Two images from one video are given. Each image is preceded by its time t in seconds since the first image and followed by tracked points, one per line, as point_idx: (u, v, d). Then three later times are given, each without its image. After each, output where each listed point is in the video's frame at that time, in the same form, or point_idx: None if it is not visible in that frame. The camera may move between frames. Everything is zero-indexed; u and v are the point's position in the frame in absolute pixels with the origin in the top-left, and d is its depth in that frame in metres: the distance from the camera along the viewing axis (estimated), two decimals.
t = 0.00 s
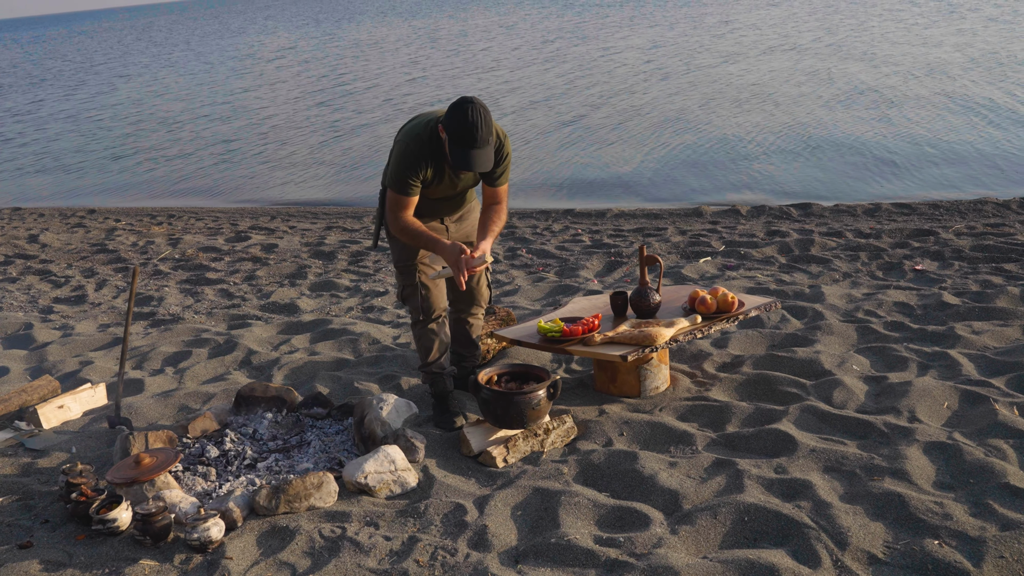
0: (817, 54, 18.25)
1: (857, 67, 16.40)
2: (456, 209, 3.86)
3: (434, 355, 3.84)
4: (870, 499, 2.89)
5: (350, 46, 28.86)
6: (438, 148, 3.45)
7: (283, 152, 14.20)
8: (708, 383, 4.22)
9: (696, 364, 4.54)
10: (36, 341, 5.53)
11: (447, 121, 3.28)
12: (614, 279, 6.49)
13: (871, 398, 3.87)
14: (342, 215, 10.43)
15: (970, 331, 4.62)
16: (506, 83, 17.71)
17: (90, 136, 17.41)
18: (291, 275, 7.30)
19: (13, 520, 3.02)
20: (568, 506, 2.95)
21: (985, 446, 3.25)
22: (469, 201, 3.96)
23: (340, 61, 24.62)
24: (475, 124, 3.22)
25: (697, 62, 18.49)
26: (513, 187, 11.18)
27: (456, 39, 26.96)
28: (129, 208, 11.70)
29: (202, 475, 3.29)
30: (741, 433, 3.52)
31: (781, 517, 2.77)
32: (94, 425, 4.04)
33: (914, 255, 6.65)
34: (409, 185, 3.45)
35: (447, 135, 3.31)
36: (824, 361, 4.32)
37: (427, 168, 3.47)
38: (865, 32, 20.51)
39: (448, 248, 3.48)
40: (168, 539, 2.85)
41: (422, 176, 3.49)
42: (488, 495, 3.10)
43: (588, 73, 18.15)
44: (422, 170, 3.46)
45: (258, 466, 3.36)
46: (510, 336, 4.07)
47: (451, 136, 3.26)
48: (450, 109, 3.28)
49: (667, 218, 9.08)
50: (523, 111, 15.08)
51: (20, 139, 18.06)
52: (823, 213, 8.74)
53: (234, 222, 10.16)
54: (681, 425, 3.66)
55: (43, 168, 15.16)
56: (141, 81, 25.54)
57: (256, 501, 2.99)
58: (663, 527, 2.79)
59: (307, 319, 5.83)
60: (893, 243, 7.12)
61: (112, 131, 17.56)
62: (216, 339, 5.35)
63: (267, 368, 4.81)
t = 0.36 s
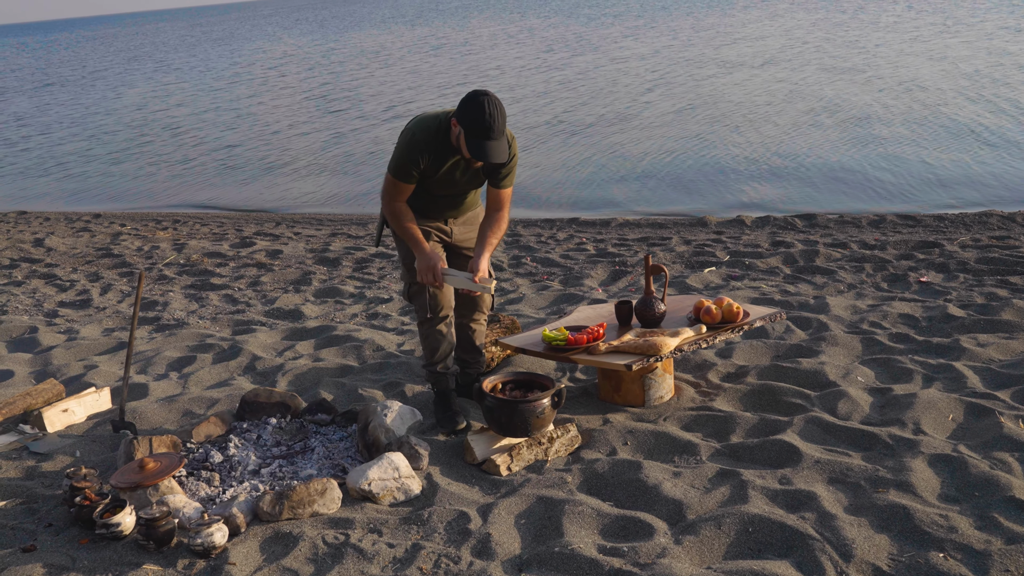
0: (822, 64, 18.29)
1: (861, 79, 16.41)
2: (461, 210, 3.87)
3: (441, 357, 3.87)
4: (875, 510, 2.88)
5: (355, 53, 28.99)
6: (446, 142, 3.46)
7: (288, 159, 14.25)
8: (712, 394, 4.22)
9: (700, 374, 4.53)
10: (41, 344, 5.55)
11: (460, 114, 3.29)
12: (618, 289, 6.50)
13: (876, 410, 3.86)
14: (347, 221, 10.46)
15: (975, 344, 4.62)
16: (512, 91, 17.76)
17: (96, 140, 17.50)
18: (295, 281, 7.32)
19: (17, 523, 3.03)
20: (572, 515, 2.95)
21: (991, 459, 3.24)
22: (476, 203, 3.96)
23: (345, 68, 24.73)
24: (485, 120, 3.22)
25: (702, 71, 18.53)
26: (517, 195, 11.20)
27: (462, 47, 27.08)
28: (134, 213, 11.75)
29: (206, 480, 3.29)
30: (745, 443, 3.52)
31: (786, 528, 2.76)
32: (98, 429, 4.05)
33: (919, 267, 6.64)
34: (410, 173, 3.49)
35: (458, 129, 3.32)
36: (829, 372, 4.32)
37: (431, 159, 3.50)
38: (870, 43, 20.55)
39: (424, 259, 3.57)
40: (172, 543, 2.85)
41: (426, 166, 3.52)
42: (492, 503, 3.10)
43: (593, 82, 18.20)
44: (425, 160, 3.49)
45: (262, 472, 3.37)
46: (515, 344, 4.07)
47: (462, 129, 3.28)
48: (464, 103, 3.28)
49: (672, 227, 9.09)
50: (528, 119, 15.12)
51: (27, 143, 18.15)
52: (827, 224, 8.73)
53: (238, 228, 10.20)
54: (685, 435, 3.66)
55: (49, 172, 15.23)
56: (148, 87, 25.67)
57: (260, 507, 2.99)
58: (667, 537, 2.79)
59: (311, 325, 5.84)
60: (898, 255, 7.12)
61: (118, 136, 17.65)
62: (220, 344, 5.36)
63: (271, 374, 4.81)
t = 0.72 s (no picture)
0: (827, 69, 18.27)
1: (865, 84, 16.40)
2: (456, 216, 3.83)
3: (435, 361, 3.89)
4: (878, 516, 2.88)
5: (360, 55, 29.05)
6: (450, 151, 3.42)
7: (293, 159, 14.27)
8: (716, 398, 4.21)
9: (704, 378, 4.53)
10: (45, 342, 5.56)
11: (468, 125, 3.26)
12: (622, 292, 6.50)
13: (880, 415, 3.86)
14: (351, 223, 10.47)
15: (980, 350, 4.61)
16: (517, 94, 17.77)
17: (101, 139, 17.54)
18: (299, 282, 7.34)
19: (20, 520, 3.04)
20: (575, 518, 2.95)
21: (994, 466, 3.24)
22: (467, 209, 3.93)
23: (350, 69, 24.78)
24: (497, 129, 3.21)
25: (707, 75, 18.54)
26: (521, 198, 11.20)
27: (467, 49, 27.12)
28: (139, 212, 11.78)
29: (209, 479, 3.30)
30: (748, 447, 3.52)
31: (789, 532, 2.76)
32: (101, 428, 4.06)
33: (923, 273, 6.63)
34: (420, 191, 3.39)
35: (466, 140, 3.30)
36: (833, 377, 4.31)
37: (439, 173, 3.43)
38: (876, 49, 20.55)
39: (414, 309, 3.56)
40: (175, 543, 2.86)
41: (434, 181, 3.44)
42: (495, 505, 3.10)
43: (598, 85, 18.20)
44: (433, 176, 3.41)
45: (265, 472, 3.37)
46: (518, 347, 4.07)
47: (473, 140, 3.25)
48: (472, 113, 3.26)
49: (676, 231, 9.09)
50: (533, 122, 15.13)
51: (33, 142, 18.21)
52: (831, 229, 8.73)
53: (243, 228, 10.22)
54: (688, 439, 3.66)
55: (55, 171, 15.27)
56: (154, 86, 25.74)
57: (263, 507, 2.99)
58: (670, 541, 2.78)
59: (315, 326, 5.85)
60: (903, 260, 7.11)
61: (124, 135, 17.69)
62: (224, 344, 5.37)
63: (275, 374, 4.82)
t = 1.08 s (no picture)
0: (833, 67, 18.20)
1: (870, 82, 16.34)
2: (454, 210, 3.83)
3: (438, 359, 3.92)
4: (883, 515, 2.87)
5: (365, 52, 29.05)
6: (451, 139, 3.43)
7: (297, 156, 14.28)
8: (721, 396, 4.21)
9: (708, 376, 4.52)
10: (51, 338, 5.58)
11: (469, 110, 3.29)
12: (627, 290, 6.49)
13: (885, 414, 3.85)
14: (356, 219, 10.48)
15: (986, 350, 4.59)
16: (522, 91, 17.76)
17: (106, 135, 17.58)
18: (304, 278, 7.35)
19: (25, 515, 3.05)
20: (579, 516, 2.95)
21: (1000, 465, 3.22)
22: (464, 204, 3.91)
23: (355, 66, 24.78)
24: (497, 112, 3.23)
25: (712, 73, 18.49)
26: (525, 195, 11.19)
27: (472, 46, 27.08)
28: (144, 208, 11.80)
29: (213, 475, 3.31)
30: (753, 446, 3.51)
31: (794, 531, 2.76)
32: (106, 423, 4.07)
33: (929, 272, 6.61)
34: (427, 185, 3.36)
35: (468, 126, 3.31)
36: (838, 376, 4.30)
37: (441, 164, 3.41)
38: (882, 47, 20.46)
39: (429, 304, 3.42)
40: (179, 538, 2.87)
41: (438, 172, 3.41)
42: (499, 502, 3.10)
43: (602, 82, 18.17)
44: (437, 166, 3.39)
45: (269, 468, 3.38)
46: (523, 344, 4.07)
47: (475, 125, 3.27)
48: (472, 99, 3.29)
49: (681, 229, 9.07)
50: (538, 119, 15.11)
51: (38, 138, 18.26)
52: (837, 228, 8.71)
53: (248, 225, 10.24)
54: (693, 437, 3.65)
55: (60, 167, 15.30)
56: (159, 82, 25.78)
57: (267, 502, 3.00)
58: (673, 539, 2.78)
59: (319, 322, 5.86)
60: (908, 259, 7.09)
61: (128, 131, 17.72)
62: (228, 340, 5.38)
63: (279, 371, 4.82)
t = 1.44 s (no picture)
0: (837, 62, 18.14)
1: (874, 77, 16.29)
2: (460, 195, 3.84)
3: (444, 359, 3.91)
4: (885, 511, 2.87)
5: (368, 45, 28.99)
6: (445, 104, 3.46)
7: (299, 149, 14.26)
8: (722, 391, 4.21)
9: (710, 371, 4.52)
10: (54, 331, 5.59)
11: (463, 67, 3.36)
12: (629, 285, 6.48)
13: (887, 410, 3.84)
14: (359, 213, 10.48)
15: (989, 346, 4.58)
16: (525, 85, 17.71)
17: (109, 128, 17.57)
18: (306, 272, 7.35)
19: (28, 507, 3.06)
20: (580, 511, 2.95)
21: (1002, 462, 3.22)
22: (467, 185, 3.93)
23: (356, 59, 24.73)
24: (485, 60, 3.33)
25: (716, 67, 18.43)
26: (527, 190, 11.17)
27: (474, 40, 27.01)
28: (146, 202, 11.80)
29: (216, 468, 3.31)
30: (754, 441, 3.51)
31: (795, 527, 2.76)
32: (107, 416, 4.08)
33: (932, 268, 6.59)
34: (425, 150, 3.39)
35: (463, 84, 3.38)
36: (840, 372, 4.30)
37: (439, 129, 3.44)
38: (887, 42, 20.38)
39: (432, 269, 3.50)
40: (181, 531, 2.87)
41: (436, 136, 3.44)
42: (501, 497, 3.10)
43: (605, 77, 18.13)
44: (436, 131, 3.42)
45: (271, 462, 3.38)
46: (525, 339, 4.06)
47: (472, 82, 3.36)
48: (466, 57, 3.36)
49: (683, 225, 9.06)
50: (540, 113, 15.07)
51: (41, 130, 18.26)
52: (840, 224, 8.68)
53: (251, 218, 10.24)
54: (694, 432, 3.65)
55: (63, 160, 15.30)
56: (161, 76, 25.75)
57: (269, 496, 3.01)
58: (675, 534, 2.78)
59: (321, 316, 5.86)
60: (911, 256, 7.06)
61: (131, 125, 17.71)
62: (231, 334, 5.38)
63: (281, 365, 4.83)
